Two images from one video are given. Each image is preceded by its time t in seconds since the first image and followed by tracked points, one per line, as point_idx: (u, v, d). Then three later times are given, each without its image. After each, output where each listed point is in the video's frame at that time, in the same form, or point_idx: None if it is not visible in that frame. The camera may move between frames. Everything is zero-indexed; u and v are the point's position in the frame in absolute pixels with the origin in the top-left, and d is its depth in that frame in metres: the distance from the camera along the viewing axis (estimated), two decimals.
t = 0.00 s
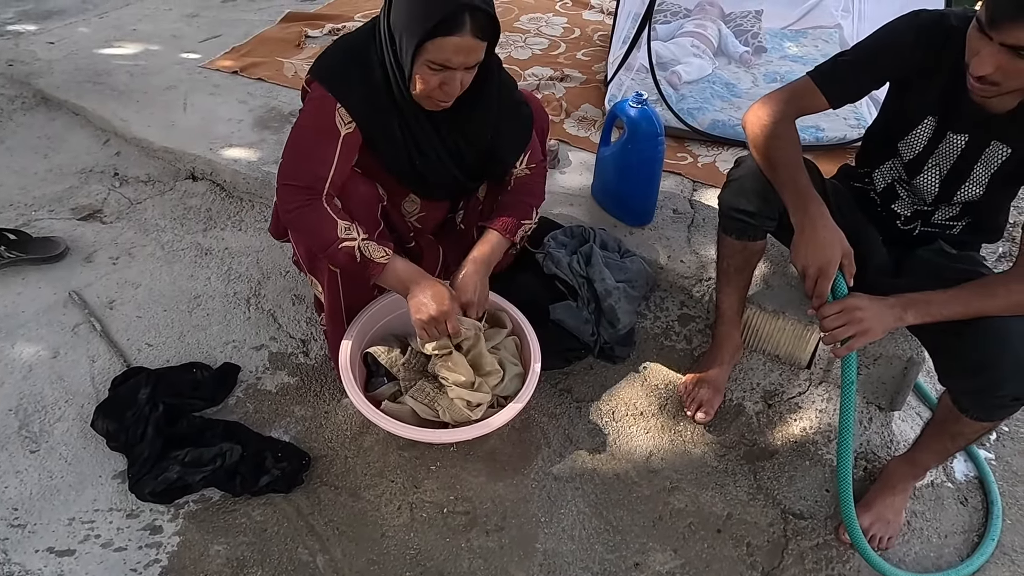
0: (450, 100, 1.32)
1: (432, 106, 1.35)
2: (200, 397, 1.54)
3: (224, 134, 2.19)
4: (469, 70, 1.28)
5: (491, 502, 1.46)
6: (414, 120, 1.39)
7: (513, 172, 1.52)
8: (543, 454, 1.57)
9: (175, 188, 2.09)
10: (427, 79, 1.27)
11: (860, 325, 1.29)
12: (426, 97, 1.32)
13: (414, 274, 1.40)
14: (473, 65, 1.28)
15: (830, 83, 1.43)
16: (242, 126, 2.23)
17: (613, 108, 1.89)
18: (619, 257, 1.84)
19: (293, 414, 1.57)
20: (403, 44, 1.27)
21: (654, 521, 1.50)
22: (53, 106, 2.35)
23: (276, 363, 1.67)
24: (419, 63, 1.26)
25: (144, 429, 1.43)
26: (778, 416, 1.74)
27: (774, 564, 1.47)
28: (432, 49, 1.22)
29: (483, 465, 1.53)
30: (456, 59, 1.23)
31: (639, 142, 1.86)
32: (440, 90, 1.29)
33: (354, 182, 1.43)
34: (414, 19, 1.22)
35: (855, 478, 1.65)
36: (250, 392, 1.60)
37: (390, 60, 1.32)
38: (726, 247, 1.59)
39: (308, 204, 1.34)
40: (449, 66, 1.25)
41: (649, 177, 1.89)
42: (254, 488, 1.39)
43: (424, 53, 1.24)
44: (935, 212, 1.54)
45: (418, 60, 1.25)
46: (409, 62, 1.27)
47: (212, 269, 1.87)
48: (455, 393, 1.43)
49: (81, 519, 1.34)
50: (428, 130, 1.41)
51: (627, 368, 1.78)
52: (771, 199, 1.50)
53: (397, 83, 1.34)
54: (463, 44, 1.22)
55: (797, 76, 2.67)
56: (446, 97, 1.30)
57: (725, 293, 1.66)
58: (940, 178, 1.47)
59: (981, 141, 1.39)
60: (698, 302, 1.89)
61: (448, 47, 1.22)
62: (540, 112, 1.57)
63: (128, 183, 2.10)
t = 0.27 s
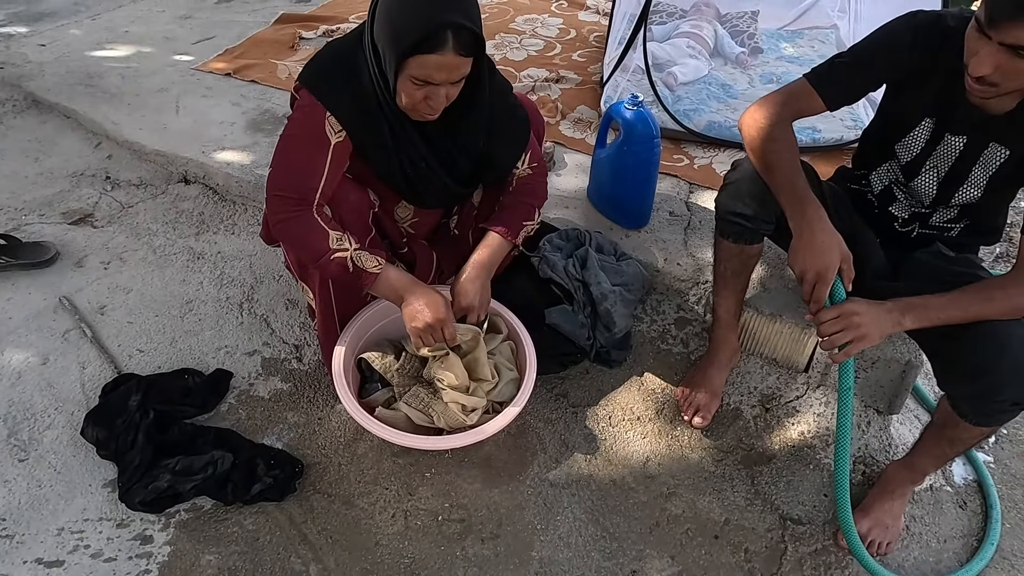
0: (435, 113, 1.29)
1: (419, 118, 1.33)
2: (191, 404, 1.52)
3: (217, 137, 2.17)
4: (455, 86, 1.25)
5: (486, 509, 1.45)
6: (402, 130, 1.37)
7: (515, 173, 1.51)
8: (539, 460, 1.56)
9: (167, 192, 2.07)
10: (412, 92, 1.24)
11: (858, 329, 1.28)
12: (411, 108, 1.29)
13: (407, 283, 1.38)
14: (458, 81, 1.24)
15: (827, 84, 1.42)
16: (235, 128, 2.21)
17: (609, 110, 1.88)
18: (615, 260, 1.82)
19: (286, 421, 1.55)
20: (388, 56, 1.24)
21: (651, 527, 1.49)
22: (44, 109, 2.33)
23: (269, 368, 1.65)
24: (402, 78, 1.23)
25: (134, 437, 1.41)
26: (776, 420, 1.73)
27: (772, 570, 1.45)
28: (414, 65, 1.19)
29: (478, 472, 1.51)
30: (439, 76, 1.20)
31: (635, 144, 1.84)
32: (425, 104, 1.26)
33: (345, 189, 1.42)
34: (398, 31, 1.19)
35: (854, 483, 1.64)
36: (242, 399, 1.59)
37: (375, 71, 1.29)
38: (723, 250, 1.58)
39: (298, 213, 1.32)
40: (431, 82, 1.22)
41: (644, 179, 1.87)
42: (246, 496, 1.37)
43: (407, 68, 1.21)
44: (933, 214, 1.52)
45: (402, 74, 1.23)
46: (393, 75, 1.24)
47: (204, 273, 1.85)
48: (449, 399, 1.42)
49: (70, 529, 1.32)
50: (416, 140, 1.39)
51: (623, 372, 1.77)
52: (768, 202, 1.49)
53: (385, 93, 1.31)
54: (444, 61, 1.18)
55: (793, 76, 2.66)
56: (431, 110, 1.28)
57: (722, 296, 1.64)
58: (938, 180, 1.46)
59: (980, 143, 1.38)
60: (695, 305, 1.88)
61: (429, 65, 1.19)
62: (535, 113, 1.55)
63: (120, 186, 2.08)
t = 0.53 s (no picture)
0: (435, 130, 1.22)
1: (418, 132, 1.26)
2: (189, 418, 1.48)
3: (214, 142, 2.13)
4: (455, 103, 1.18)
5: (492, 525, 1.41)
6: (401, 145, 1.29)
7: (527, 178, 1.47)
8: (546, 474, 1.52)
9: (163, 199, 2.03)
10: (410, 110, 1.17)
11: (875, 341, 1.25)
12: (410, 124, 1.22)
13: (408, 300, 1.34)
14: (459, 98, 1.17)
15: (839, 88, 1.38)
16: (231, 133, 2.18)
17: (613, 115, 1.85)
18: (621, 267, 1.79)
19: (286, 434, 1.52)
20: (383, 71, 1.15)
21: (662, 542, 1.45)
22: (36, 114, 2.29)
23: (268, 381, 1.61)
24: (399, 97, 1.15)
25: (131, 453, 1.37)
26: (786, 431, 1.69)
27: None
28: (410, 85, 1.12)
29: (484, 486, 1.48)
30: (437, 96, 1.13)
31: (640, 149, 1.81)
32: (423, 121, 1.19)
33: (343, 201, 1.37)
34: (393, 48, 1.11)
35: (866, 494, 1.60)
36: (242, 412, 1.55)
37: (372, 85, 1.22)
38: (733, 258, 1.54)
39: (293, 230, 1.28)
40: (430, 101, 1.14)
41: (650, 185, 1.84)
42: (246, 514, 1.33)
43: (403, 87, 1.13)
44: (945, 221, 1.49)
45: (399, 93, 1.15)
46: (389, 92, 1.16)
47: (201, 282, 1.81)
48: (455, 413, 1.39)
49: (64, 550, 1.28)
50: (416, 155, 1.31)
51: (629, 382, 1.73)
52: (779, 209, 1.46)
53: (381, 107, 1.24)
54: (444, 82, 1.11)
55: (797, 79, 2.64)
56: (431, 127, 1.21)
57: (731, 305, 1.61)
58: (952, 187, 1.43)
59: (996, 148, 1.35)
60: (702, 313, 1.84)
61: (429, 85, 1.11)
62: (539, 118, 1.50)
63: (114, 193, 2.03)
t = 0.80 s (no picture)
0: (459, 142, 1.17)
1: (440, 146, 1.21)
2: (200, 434, 1.44)
3: (220, 148, 2.09)
4: (480, 115, 1.13)
5: (515, 543, 1.37)
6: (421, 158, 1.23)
7: (546, 191, 1.42)
8: (567, 488, 1.49)
9: (170, 206, 1.99)
10: (433, 124, 1.12)
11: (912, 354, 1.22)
12: (432, 137, 1.17)
13: (427, 313, 1.30)
14: (484, 110, 1.12)
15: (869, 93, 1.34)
16: (238, 139, 2.13)
17: (631, 119, 1.81)
18: (640, 276, 1.75)
19: (301, 449, 1.47)
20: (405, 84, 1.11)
21: (688, 559, 1.42)
22: (38, 118, 2.24)
23: (281, 393, 1.57)
24: (422, 110, 1.10)
25: (142, 471, 1.33)
26: (809, 442, 1.66)
27: None
28: (435, 98, 1.07)
29: (505, 502, 1.44)
30: (464, 109, 1.08)
31: (659, 155, 1.77)
32: (447, 133, 1.14)
33: (359, 214, 1.31)
34: (417, 62, 1.06)
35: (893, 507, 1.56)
36: (255, 426, 1.51)
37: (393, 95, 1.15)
38: (758, 267, 1.51)
39: (308, 246, 1.22)
40: (455, 114, 1.09)
41: (669, 192, 1.80)
42: (262, 533, 1.29)
43: (428, 100, 1.08)
44: (974, 229, 1.46)
45: (422, 107, 1.10)
46: (411, 105, 1.11)
47: (210, 292, 1.77)
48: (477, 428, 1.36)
49: (74, 573, 1.24)
50: (437, 168, 1.25)
51: (650, 393, 1.70)
52: (808, 218, 1.42)
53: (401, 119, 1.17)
54: (472, 94, 1.06)
55: (809, 82, 2.61)
56: (454, 139, 1.16)
57: (755, 314, 1.58)
58: (982, 194, 1.39)
59: None
60: (721, 322, 1.81)
61: (455, 98, 1.06)
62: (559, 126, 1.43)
63: (119, 200, 1.99)
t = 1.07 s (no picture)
0: (485, 156, 1.15)
1: (465, 159, 1.19)
2: (216, 445, 1.41)
3: (230, 152, 2.06)
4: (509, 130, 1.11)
5: (538, 555, 1.35)
6: (444, 171, 1.20)
7: (567, 203, 1.38)
8: (589, 499, 1.46)
9: (179, 212, 1.96)
10: (462, 138, 1.10)
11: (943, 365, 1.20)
12: (458, 150, 1.15)
13: (446, 323, 1.28)
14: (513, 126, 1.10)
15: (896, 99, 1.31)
16: (247, 143, 2.11)
17: (649, 124, 1.80)
18: (658, 283, 1.74)
19: (319, 460, 1.45)
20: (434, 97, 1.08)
21: (712, 570, 1.40)
22: (43, 123, 2.21)
23: (297, 403, 1.55)
24: (451, 125, 1.08)
25: (159, 484, 1.30)
26: (830, 450, 1.64)
27: None
28: (467, 114, 1.05)
29: (526, 513, 1.41)
30: (495, 125, 1.06)
31: (677, 160, 1.76)
32: (475, 147, 1.12)
33: (378, 225, 1.28)
34: (450, 76, 1.04)
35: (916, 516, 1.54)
36: (270, 437, 1.48)
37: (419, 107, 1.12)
38: (780, 274, 1.49)
39: (326, 259, 1.20)
40: (485, 129, 1.07)
41: (687, 198, 1.79)
42: (282, 548, 1.27)
43: (458, 116, 1.06)
44: (999, 235, 1.44)
45: (451, 122, 1.07)
46: (439, 119, 1.08)
47: (222, 299, 1.75)
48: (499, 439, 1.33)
49: None
50: (461, 180, 1.22)
51: (669, 401, 1.68)
52: (833, 225, 1.41)
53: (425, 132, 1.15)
54: (503, 111, 1.04)
55: (820, 86, 2.60)
56: (481, 153, 1.14)
57: (776, 322, 1.56)
58: (1009, 201, 1.37)
59: None
60: (739, 328, 1.80)
61: (486, 114, 1.04)
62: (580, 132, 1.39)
63: (128, 206, 1.96)
